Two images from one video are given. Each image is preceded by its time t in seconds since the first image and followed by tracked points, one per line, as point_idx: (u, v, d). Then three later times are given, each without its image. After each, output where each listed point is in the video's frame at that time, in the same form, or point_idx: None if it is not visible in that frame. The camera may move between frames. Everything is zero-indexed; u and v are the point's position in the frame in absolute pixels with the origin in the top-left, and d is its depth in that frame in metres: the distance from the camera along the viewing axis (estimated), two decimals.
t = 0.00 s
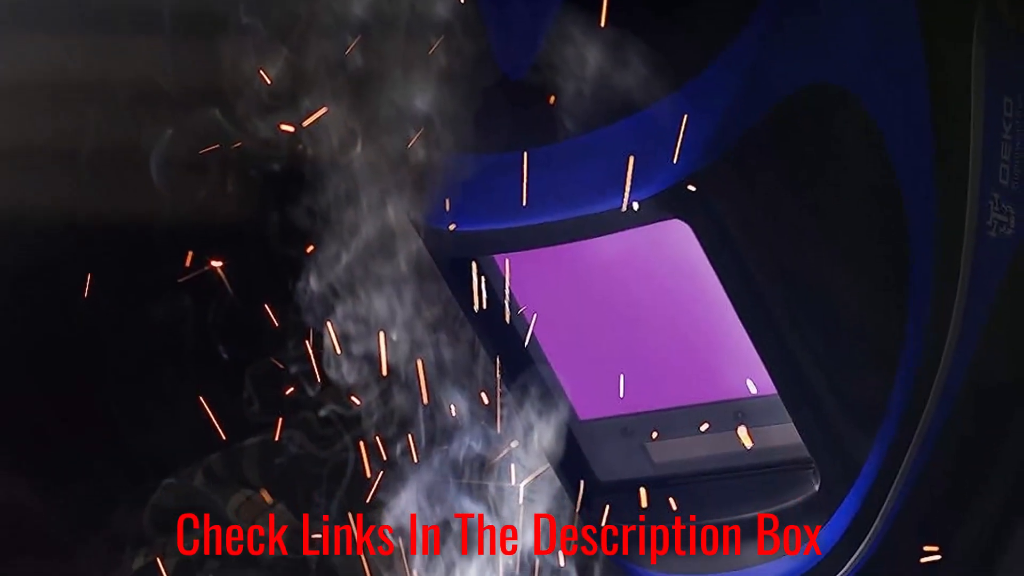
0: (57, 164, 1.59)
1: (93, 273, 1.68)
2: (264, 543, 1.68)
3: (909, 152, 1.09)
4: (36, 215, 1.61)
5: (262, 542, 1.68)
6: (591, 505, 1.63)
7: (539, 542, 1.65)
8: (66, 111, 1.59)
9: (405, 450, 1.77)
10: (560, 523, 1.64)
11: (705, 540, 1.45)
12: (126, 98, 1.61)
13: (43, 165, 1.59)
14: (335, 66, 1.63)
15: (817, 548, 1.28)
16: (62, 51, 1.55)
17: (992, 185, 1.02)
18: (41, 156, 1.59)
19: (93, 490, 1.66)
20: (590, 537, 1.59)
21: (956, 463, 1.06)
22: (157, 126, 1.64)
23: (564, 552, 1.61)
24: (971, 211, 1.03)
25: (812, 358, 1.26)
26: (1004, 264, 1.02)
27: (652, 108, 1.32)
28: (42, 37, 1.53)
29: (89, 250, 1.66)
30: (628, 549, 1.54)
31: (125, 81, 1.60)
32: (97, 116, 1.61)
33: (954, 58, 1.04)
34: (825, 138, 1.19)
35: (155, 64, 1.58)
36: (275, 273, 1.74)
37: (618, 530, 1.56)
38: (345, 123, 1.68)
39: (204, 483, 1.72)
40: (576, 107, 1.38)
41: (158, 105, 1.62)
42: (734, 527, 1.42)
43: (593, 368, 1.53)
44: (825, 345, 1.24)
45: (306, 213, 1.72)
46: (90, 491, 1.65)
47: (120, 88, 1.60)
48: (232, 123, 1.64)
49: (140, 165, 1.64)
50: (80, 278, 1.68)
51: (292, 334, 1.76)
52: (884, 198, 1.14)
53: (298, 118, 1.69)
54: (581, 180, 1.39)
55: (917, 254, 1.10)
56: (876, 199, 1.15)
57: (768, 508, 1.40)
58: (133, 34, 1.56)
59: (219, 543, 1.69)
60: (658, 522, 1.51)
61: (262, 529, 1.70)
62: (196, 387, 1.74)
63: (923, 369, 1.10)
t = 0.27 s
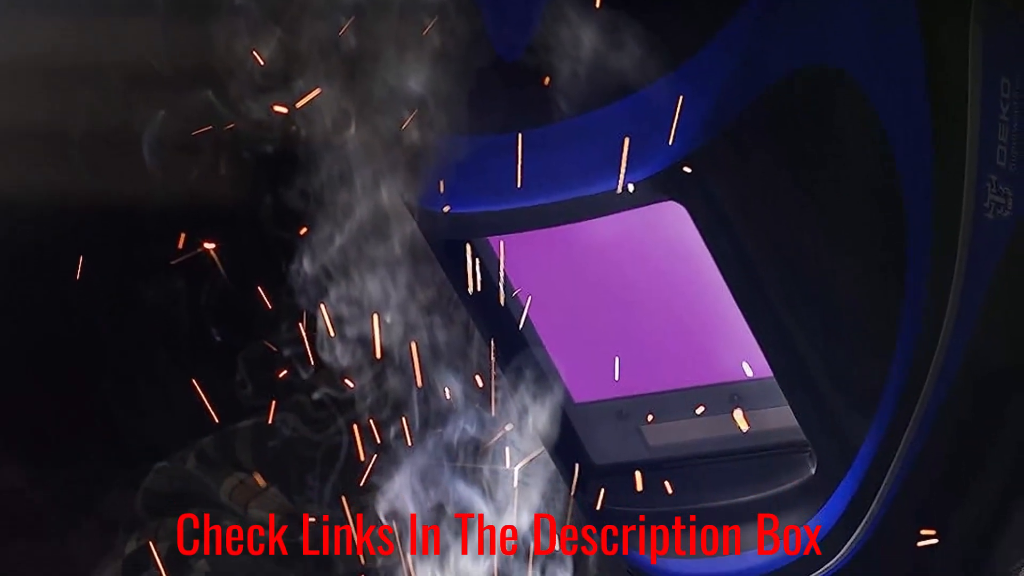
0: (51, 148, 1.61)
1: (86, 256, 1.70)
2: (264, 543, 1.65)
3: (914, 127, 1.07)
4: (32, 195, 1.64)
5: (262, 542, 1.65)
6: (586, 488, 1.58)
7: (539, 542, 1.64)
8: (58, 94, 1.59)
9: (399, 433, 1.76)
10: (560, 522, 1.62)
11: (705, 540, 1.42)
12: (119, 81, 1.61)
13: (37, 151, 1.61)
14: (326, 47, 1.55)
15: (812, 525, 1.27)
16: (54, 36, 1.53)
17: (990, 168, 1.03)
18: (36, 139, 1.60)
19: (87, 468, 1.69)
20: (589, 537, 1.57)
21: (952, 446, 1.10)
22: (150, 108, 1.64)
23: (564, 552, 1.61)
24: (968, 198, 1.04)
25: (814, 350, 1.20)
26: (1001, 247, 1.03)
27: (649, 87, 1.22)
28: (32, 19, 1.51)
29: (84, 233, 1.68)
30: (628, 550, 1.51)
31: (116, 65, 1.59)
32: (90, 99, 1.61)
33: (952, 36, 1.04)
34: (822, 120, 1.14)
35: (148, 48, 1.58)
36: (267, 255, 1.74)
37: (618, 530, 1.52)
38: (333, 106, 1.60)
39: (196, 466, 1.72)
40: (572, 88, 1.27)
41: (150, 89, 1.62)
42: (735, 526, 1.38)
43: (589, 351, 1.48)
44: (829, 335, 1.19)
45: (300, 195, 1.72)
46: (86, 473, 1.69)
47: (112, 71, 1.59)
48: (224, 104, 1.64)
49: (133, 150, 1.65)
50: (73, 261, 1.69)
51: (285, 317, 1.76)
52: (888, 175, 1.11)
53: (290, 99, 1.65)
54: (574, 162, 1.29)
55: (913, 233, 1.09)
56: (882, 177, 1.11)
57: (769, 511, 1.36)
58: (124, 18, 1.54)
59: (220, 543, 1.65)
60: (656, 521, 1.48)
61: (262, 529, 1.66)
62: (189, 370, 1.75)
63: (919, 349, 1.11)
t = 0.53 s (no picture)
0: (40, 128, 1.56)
1: (76, 236, 1.67)
2: (264, 544, 1.58)
3: (904, 100, 0.98)
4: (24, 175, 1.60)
5: (262, 543, 1.58)
6: (582, 470, 1.56)
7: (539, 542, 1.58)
8: (48, 76, 1.51)
9: (392, 415, 1.75)
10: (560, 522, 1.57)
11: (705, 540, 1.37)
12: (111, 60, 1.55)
13: (29, 130, 1.56)
14: (321, 24, 1.56)
15: (812, 508, 1.22)
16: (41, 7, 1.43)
17: (987, 146, 0.93)
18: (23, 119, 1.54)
19: (78, 451, 1.67)
20: (588, 537, 1.54)
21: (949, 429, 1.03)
22: (142, 86, 1.60)
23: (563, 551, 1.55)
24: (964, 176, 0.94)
25: (808, 330, 1.18)
26: (998, 228, 0.94)
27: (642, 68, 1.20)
28: None
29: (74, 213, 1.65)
30: (628, 549, 1.47)
31: (107, 42, 1.52)
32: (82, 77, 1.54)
33: None
34: (816, 92, 1.07)
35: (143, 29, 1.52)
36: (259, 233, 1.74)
37: (618, 530, 1.49)
38: (329, 85, 1.61)
39: (188, 447, 1.71)
40: (566, 67, 1.25)
41: (144, 67, 1.58)
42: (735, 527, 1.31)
43: (581, 332, 1.46)
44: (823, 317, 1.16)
45: (294, 174, 1.72)
46: (78, 454, 1.67)
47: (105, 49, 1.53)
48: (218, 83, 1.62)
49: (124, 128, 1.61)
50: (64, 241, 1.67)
51: (276, 298, 1.76)
52: (884, 151, 1.03)
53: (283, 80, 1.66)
54: (569, 141, 1.27)
55: (910, 211, 1.01)
56: (878, 146, 1.03)
57: (769, 510, 1.29)
58: None
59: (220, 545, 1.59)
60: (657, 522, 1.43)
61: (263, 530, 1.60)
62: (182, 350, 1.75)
63: (916, 330, 1.03)
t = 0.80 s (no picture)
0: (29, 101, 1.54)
1: (66, 213, 1.64)
2: (264, 544, 1.57)
3: (897, 80, 0.98)
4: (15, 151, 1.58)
5: (261, 543, 1.57)
6: (575, 449, 1.53)
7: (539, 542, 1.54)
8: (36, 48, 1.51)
9: (384, 393, 1.72)
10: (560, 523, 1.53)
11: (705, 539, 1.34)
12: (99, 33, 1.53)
13: (22, 104, 1.54)
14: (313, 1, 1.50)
15: (805, 488, 1.21)
16: None
17: (983, 123, 0.94)
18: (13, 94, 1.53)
19: (71, 428, 1.66)
20: (588, 536, 1.51)
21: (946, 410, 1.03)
22: (132, 61, 1.56)
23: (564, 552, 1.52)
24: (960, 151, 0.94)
25: (805, 311, 1.16)
26: (995, 205, 0.95)
27: (637, 43, 1.16)
28: None
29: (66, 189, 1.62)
30: (628, 550, 1.45)
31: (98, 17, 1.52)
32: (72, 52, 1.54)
33: None
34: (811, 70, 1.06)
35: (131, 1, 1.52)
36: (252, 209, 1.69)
37: (617, 530, 1.47)
38: (319, 61, 1.55)
39: (179, 425, 1.70)
40: (559, 43, 1.21)
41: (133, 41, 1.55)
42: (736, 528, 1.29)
43: (573, 307, 1.42)
44: (821, 297, 1.14)
45: (284, 152, 1.67)
46: (71, 432, 1.66)
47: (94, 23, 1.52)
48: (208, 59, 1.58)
49: (113, 103, 1.58)
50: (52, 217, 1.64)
51: (268, 277, 1.72)
52: (869, 137, 1.04)
53: (275, 55, 1.59)
54: (563, 117, 1.22)
55: (904, 189, 1.01)
56: (866, 142, 1.04)
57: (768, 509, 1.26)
58: None
59: (219, 545, 1.58)
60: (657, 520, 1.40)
61: (262, 530, 1.58)
62: (173, 327, 1.72)
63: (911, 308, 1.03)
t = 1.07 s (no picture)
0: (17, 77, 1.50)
1: (55, 188, 1.62)
2: (264, 543, 1.56)
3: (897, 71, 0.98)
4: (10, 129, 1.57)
5: (261, 543, 1.56)
6: (568, 425, 1.44)
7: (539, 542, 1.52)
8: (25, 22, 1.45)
9: (376, 369, 1.68)
10: (558, 522, 1.49)
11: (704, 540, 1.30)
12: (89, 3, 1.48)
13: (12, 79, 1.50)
14: None
15: (800, 466, 1.16)
16: None
17: (980, 99, 0.97)
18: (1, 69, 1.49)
19: (60, 409, 1.63)
20: (588, 537, 1.46)
21: (939, 385, 1.04)
22: (122, 35, 1.53)
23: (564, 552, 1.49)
24: (961, 125, 0.96)
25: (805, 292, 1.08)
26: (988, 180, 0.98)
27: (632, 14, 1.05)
28: None
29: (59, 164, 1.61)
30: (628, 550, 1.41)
31: None
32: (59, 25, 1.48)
33: None
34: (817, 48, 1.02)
35: None
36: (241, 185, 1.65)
37: (617, 530, 1.41)
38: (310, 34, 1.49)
39: (170, 403, 1.65)
40: (552, 18, 1.09)
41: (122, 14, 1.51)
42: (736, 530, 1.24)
43: (567, 283, 1.31)
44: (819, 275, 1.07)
45: (276, 126, 1.62)
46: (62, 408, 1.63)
47: None
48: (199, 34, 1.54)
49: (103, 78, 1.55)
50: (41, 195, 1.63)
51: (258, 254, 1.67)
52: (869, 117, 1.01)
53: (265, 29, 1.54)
54: (554, 91, 1.10)
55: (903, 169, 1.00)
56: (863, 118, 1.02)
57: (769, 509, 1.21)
58: None
59: (220, 544, 1.56)
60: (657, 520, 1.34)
61: (262, 529, 1.57)
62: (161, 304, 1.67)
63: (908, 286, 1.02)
